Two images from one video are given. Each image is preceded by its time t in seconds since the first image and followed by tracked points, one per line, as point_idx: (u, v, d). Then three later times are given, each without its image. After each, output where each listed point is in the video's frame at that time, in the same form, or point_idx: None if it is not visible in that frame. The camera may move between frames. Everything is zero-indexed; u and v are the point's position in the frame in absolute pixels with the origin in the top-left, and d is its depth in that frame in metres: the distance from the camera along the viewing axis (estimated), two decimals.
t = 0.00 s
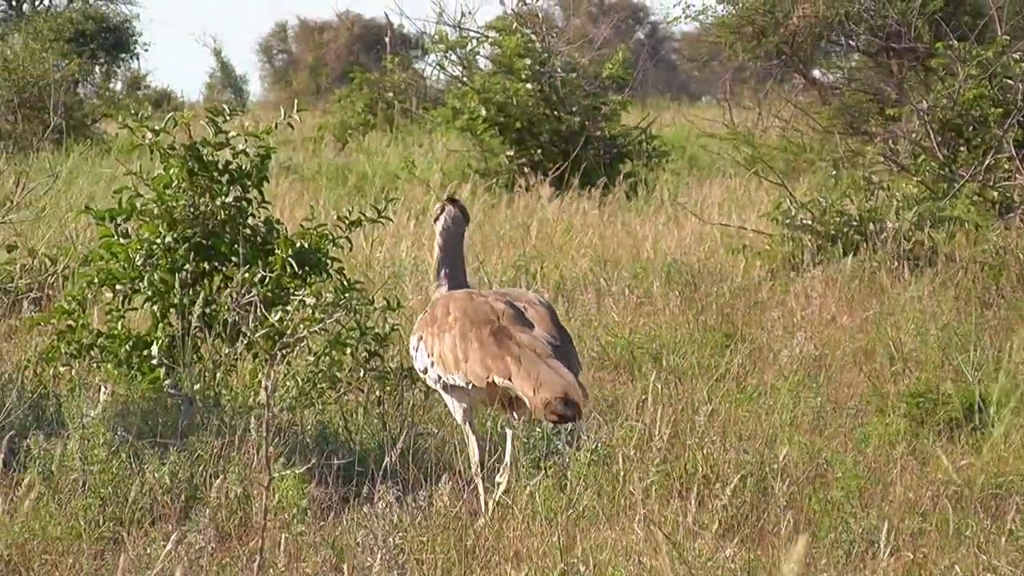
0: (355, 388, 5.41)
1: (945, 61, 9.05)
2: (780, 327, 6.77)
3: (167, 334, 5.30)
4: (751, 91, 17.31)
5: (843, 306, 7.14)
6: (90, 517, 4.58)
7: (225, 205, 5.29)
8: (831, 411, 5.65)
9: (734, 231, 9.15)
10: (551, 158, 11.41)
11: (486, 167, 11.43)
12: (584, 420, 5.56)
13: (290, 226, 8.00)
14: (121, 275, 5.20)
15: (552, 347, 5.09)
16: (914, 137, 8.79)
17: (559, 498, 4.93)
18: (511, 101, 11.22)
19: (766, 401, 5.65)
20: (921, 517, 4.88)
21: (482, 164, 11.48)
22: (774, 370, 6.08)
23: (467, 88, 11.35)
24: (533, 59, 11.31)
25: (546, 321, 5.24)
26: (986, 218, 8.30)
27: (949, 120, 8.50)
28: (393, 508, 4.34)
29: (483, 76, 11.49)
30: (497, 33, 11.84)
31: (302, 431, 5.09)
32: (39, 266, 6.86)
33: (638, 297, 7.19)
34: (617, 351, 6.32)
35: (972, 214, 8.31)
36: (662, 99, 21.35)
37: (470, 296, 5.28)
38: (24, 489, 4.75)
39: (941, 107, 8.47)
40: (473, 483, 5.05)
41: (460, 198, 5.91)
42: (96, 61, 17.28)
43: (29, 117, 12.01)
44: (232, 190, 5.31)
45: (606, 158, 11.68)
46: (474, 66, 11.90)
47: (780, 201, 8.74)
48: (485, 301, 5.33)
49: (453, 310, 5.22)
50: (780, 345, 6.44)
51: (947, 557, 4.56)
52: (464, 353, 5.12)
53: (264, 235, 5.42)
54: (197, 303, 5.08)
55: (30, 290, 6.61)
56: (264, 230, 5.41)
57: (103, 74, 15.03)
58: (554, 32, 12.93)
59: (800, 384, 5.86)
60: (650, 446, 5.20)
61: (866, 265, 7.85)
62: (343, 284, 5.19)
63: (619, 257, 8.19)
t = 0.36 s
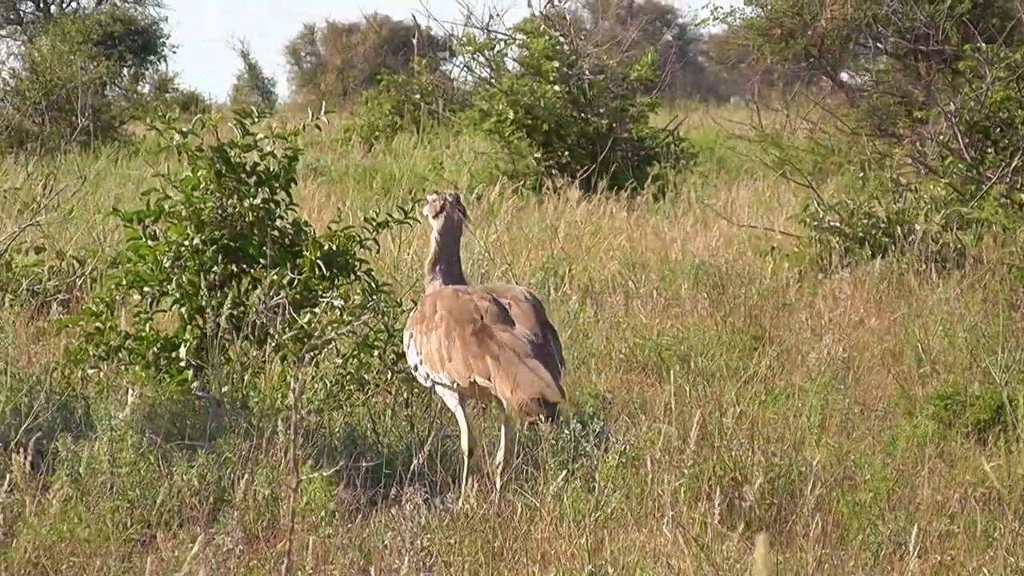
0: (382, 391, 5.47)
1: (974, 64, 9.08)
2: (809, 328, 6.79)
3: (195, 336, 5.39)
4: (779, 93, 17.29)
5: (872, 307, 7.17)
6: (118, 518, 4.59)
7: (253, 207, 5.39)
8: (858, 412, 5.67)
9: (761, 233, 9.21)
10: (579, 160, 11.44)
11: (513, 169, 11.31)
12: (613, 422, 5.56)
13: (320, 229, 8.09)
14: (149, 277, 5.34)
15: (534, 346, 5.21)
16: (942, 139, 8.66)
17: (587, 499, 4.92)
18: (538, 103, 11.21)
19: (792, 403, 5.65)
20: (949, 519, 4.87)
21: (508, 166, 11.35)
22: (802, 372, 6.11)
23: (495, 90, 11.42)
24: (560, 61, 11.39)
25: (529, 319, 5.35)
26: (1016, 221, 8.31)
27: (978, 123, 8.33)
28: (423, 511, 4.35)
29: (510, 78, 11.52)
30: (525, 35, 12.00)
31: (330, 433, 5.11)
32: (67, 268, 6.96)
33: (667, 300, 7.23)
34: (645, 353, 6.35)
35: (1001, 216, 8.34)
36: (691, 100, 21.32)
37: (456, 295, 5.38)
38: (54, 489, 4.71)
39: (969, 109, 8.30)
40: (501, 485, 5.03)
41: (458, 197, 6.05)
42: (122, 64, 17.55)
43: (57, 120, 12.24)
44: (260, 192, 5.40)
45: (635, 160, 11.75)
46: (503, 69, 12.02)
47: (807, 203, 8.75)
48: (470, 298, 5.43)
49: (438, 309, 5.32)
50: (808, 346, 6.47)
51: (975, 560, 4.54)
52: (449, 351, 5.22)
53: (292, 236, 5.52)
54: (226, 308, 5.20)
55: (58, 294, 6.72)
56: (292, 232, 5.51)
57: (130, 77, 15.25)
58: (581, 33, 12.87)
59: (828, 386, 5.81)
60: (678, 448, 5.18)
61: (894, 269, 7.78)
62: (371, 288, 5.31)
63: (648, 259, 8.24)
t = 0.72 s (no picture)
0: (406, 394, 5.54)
1: (999, 67, 9.14)
2: (833, 331, 6.82)
3: (219, 339, 5.50)
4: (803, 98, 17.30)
5: (896, 311, 7.18)
6: (142, 521, 4.57)
7: (277, 210, 5.53)
8: (881, 415, 5.69)
9: (784, 235, 9.24)
10: (602, 163, 11.49)
11: (538, 171, 11.47)
12: (637, 424, 5.58)
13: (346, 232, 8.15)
14: (173, 279, 5.48)
15: (504, 344, 5.04)
16: (966, 143, 9.03)
17: (611, 502, 4.91)
18: (562, 106, 11.35)
19: (816, 405, 5.68)
20: (974, 521, 4.86)
21: (533, 168, 11.53)
22: (826, 374, 6.15)
23: (520, 94, 11.58)
24: (585, 64, 11.52)
25: (504, 319, 5.18)
26: None
27: (1002, 125, 8.79)
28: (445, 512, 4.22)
29: (536, 81, 11.75)
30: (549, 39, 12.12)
31: (353, 437, 5.13)
32: (90, 270, 7.02)
33: (691, 303, 7.26)
34: (669, 356, 6.40)
35: None
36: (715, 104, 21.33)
37: (434, 290, 5.25)
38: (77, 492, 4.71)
39: (992, 111, 8.77)
40: (523, 487, 5.02)
41: (466, 202, 5.97)
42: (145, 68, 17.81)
43: (80, 123, 12.53)
44: (284, 195, 5.54)
45: (657, 164, 11.75)
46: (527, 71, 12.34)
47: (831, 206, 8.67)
48: (448, 296, 5.29)
49: (413, 302, 5.19)
50: (832, 350, 6.50)
51: (1001, 564, 4.52)
52: (419, 345, 5.08)
53: (316, 239, 5.66)
54: (249, 310, 5.32)
55: (82, 296, 6.78)
56: (316, 235, 5.65)
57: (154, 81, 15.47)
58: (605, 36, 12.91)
59: (849, 392, 5.82)
60: (701, 452, 5.18)
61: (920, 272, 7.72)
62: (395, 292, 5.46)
63: (671, 262, 8.27)
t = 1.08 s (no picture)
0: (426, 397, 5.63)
1: None
2: (855, 333, 6.84)
3: (241, 341, 5.57)
4: (825, 101, 17.30)
5: (918, 314, 7.20)
6: (163, 524, 4.57)
7: (299, 212, 5.57)
8: (903, 417, 5.70)
9: (807, 238, 9.26)
10: (622, 166, 11.53)
11: (560, 174, 11.52)
12: (658, 428, 5.61)
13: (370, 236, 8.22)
14: (195, 282, 5.53)
15: (507, 352, 5.04)
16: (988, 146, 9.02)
17: (632, 505, 4.91)
18: (584, 108, 11.37)
19: (837, 408, 5.72)
20: (996, 524, 4.85)
21: (554, 171, 11.56)
22: (848, 377, 6.18)
23: (541, 96, 11.61)
24: (607, 66, 11.56)
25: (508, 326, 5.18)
26: None
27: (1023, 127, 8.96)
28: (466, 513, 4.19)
29: (558, 83, 11.78)
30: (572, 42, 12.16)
31: (376, 439, 5.16)
32: (112, 273, 7.07)
33: (713, 305, 7.29)
34: (691, 358, 6.44)
35: None
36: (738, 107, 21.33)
37: (440, 298, 5.26)
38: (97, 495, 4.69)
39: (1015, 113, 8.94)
40: (544, 489, 5.02)
41: (483, 207, 5.98)
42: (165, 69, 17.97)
43: (102, 125, 12.79)
44: (306, 198, 5.58)
45: (680, 166, 11.85)
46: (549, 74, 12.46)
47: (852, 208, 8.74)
48: (454, 303, 5.30)
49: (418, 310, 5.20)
50: (854, 352, 6.53)
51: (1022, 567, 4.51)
52: (425, 353, 5.10)
53: (338, 243, 5.73)
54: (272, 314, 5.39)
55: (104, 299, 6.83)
56: (339, 238, 5.73)
57: (175, 82, 15.60)
58: (625, 40, 12.90)
59: (870, 394, 5.88)
60: (723, 455, 5.20)
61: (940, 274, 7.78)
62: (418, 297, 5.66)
63: (693, 265, 8.30)
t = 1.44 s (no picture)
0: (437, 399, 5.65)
1: None
2: (866, 335, 6.85)
3: (252, 343, 5.60)
4: (836, 103, 17.31)
5: (928, 315, 7.20)
6: (174, 525, 4.53)
7: (311, 214, 5.63)
8: (916, 419, 5.71)
9: (818, 241, 9.27)
10: (634, 168, 11.55)
11: (571, 176, 11.52)
12: (669, 430, 5.63)
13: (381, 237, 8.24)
14: (207, 284, 5.53)
15: (497, 338, 5.12)
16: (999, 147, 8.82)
17: (644, 507, 4.92)
18: (596, 110, 11.38)
19: (848, 409, 5.73)
20: (1008, 527, 4.84)
21: (566, 173, 11.56)
22: (858, 378, 6.19)
23: (553, 97, 11.63)
24: (618, 68, 11.55)
25: (501, 312, 5.26)
26: None
27: None
28: (478, 515, 4.19)
29: (569, 85, 11.79)
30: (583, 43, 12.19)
31: (387, 441, 5.18)
32: (123, 274, 7.10)
33: (724, 307, 7.30)
34: (702, 360, 6.46)
35: None
36: (750, 108, 21.32)
37: (437, 291, 5.38)
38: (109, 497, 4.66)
39: None
40: (556, 491, 5.03)
41: (494, 202, 6.07)
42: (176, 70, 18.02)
43: (114, 127, 12.86)
44: (318, 199, 5.63)
45: (691, 167, 11.86)
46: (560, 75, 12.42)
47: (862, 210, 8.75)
48: (452, 294, 5.41)
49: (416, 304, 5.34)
50: (865, 354, 6.54)
51: None
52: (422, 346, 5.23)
53: (350, 244, 5.76)
54: (285, 315, 5.39)
55: (115, 301, 6.85)
56: (350, 240, 5.75)
57: (187, 84, 15.64)
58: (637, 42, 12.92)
59: (882, 395, 5.88)
60: (735, 457, 5.20)
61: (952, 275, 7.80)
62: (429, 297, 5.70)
63: (704, 267, 8.31)
